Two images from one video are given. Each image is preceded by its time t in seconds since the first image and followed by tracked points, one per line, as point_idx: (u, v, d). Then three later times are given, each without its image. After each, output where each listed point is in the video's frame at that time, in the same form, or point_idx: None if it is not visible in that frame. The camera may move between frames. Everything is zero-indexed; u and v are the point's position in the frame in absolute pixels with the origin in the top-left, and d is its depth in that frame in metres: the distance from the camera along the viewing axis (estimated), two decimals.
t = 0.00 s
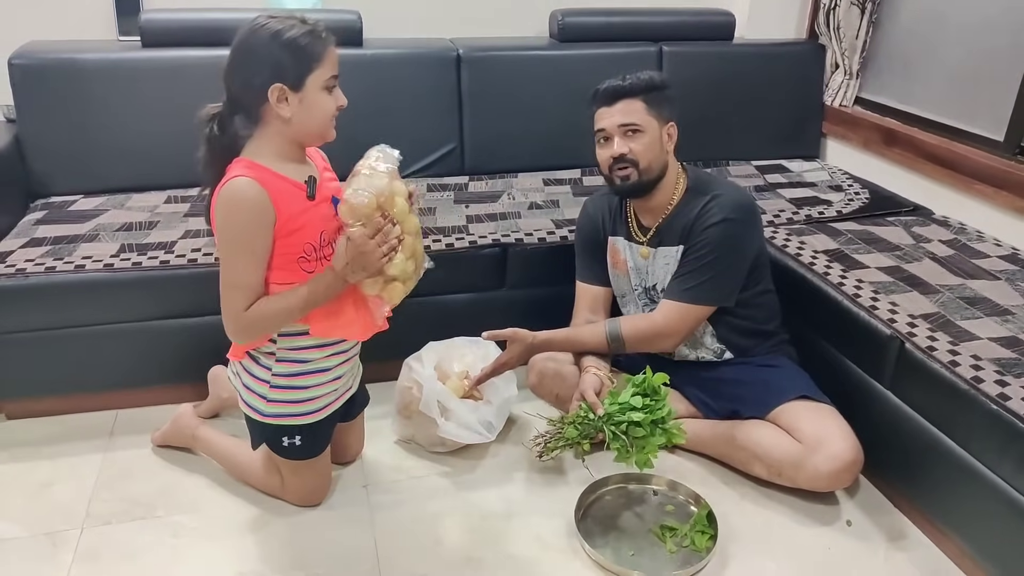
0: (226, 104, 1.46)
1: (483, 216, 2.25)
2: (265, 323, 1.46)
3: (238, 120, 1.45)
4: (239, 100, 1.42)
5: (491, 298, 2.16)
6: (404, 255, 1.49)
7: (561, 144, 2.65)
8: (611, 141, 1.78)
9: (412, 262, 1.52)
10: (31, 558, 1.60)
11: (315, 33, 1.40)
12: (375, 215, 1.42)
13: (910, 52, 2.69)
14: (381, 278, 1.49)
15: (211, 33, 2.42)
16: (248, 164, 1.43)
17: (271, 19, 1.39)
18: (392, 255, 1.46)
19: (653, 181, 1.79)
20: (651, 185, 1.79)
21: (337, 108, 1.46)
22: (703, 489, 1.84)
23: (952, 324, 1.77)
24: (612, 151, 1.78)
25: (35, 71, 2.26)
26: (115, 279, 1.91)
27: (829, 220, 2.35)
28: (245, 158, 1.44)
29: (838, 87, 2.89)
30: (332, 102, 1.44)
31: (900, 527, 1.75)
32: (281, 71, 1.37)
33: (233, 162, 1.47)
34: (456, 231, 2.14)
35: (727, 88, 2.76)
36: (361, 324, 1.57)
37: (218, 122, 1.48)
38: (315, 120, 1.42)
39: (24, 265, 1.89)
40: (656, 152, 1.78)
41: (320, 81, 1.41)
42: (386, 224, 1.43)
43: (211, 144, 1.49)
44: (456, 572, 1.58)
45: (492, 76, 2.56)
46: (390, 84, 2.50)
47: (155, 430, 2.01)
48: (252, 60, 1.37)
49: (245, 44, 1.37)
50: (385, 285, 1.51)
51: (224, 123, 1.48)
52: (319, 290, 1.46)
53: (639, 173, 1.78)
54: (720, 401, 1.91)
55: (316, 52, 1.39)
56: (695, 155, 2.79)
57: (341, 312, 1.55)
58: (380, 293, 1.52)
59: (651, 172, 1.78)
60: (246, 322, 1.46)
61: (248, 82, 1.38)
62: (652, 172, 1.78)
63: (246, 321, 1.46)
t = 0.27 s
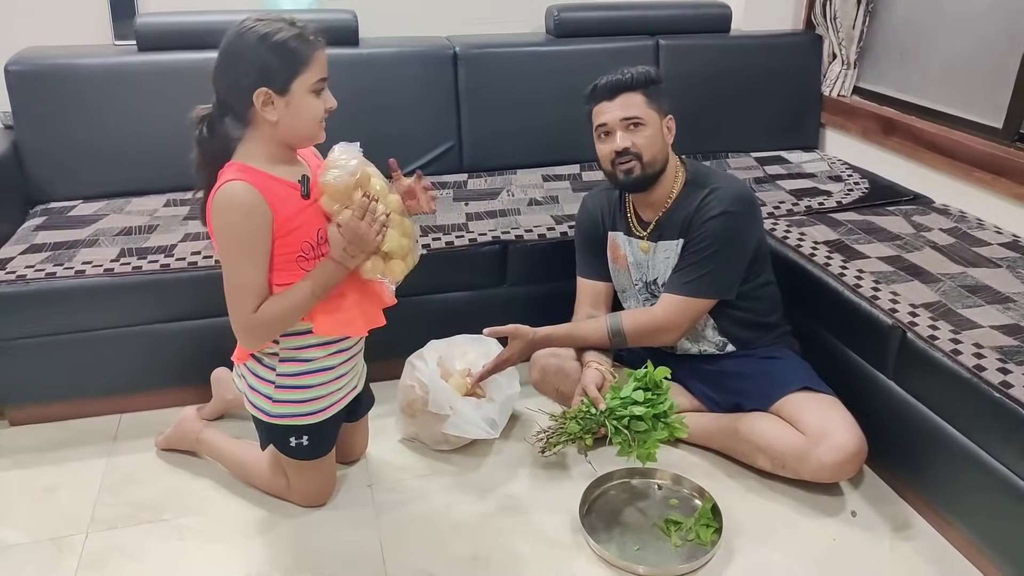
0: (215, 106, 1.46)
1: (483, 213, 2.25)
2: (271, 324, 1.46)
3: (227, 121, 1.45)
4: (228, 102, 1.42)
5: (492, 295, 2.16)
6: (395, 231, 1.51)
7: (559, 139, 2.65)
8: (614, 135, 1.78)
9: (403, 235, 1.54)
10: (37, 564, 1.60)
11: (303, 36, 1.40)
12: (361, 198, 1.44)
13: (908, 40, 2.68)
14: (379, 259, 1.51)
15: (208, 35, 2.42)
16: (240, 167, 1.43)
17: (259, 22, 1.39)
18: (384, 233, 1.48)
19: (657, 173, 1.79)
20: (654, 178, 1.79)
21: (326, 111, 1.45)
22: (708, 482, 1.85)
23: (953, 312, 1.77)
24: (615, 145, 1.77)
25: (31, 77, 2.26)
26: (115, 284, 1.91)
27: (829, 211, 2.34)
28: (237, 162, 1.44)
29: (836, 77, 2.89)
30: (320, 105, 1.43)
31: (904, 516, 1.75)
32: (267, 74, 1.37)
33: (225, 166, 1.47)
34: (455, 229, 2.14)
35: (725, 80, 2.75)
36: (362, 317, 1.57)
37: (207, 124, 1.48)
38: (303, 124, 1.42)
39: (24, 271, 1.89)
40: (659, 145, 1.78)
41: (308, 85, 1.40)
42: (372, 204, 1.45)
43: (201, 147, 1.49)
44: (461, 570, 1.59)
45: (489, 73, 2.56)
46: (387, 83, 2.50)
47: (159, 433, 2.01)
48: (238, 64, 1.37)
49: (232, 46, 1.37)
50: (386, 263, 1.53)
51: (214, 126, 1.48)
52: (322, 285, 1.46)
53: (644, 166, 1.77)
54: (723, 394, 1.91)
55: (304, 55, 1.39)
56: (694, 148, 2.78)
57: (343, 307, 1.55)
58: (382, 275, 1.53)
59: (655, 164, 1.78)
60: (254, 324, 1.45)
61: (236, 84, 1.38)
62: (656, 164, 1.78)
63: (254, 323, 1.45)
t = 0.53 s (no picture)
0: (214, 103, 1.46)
1: (483, 212, 2.25)
2: (270, 322, 1.45)
3: (227, 119, 1.45)
4: (226, 100, 1.42)
5: (493, 294, 2.16)
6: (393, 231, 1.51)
7: (560, 138, 2.64)
8: (619, 133, 1.77)
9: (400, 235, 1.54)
10: (36, 563, 1.60)
11: (302, 35, 1.40)
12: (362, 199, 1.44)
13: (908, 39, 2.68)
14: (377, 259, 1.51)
15: (208, 34, 2.42)
16: (239, 165, 1.43)
17: (259, 21, 1.39)
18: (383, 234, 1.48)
19: (662, 171, 1.79)
20: (659, 175, 1.79)
21: (324, 110, 1.44)
22: (708, 481, 1.85)
23: (953, 311, 1.77)
24: (620, 143, 1.76)
25: (31, 75, 2.26)
26: (115, 283, 1.91)
27: (829, 210, 2.34)
28: (236, 160, 1.44)
29: (836, 76, 2.89)
30: (318, 105, 1.43)
31: (904, 515, 1.75)
32: (265, 74, 1.37)
33: (225, 163, 1.47)
34: (456, 228, 2.14)
35: (726, 79, 2.75)
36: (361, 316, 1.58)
37: (205, 121, 1.47)
38: (300, 124, 1.42)
39: (24, 270, 1.89)
40: (664, 142, 1.78)
41: (305, 85, 1.40)
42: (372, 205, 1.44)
43: (200, 144, 1.49)
44: (460, 570, 1.58)
45: (490, 72, 2.56)
46: (388, 82, 2.49)
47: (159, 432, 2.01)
48: (236, 62, 1.37)
49: (230, 45, 1.37)
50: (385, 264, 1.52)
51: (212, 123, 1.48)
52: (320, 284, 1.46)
53: (649, 163, 1.77)
54: (724, 393, 1.91)
55: (302, 54, 1.38)
56: (695, 147, 2.78)
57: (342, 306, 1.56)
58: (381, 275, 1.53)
59: (660, 161, 1.78)
60: (253, 322, 1.45)
61: (234, 82, 1.38)
62: (661, 161, 1.78)
63: (253, 321, 1.45)
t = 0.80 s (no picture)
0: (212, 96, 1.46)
1: (484, 208, 2.24)
2: (267, 315, 1.46)
3: (224, 113, 1.45)
4: (223, 93, 1.42)
5: (493, 290, 2.16)
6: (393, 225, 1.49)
7: (561, 135, 2.64)
8: (620, 152, 1.72)
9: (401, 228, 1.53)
10: (35, 558, 1.61)
11: (300, 31, 1.39)
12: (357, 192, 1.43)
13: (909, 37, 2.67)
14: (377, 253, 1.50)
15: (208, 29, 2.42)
16: (237, 159, 1.43)
17: (257, 15, 1.38)
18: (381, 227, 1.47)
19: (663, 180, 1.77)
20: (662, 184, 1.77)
21: (320, 106, 1.44)
22: (707, 478, 1.85)
23: (953, 309, 1.77)
24: (623, 163, 1.72)
25: (31, 70, 2.26)
26: (115, 278, 1.91)
27: (830, 208, 2.34)
28: (234, 154, 1.44)
29: (837, 75, 2.87)
30: (314, 101, 1.42)
31: (903, 513, 1.75)
32: (261, 71, 1.36)
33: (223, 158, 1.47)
34: (456, 224, 2.14)
35: (727, 76, 2.75)
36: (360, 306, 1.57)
37: (203, 114, 1.47)
38: (294, 121, 1.41)
39: (24, 265, 1.89)
40: (665, 152, 1.74)
41: (301, 82, 1.39)
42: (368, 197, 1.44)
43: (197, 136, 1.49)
44: (459, 565, 1.59)
45: (491, 68, 2.56)
46: (389, 77, 2.49)
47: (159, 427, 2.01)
48: (233, 57, 1.37)
49: (228, 39, 1.36)
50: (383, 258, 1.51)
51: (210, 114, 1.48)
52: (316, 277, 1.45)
53: (652, 177, 1.74)
54: (724, 389, 1.91)
55: (299, 51, 1.38)
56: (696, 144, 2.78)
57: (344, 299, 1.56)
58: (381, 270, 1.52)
59: (662, 173, 1.75)
60: (251, 315, 1.46)
61: (230, 76, 1.38)
62: (663, 172, 1.75)
63: (251, 315, 1.46)
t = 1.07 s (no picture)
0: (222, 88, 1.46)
1: (484, 206, 2.24)
2: (278, 309, 1.45)
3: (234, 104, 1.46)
4: (232, 87, 1.42)
5: (494, 288, 2.16)
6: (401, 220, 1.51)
7: (560, 133, 2.64)
8: (627, 154, 1.72)
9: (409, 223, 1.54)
10: (35, 556, 1.61)
11: (309, 28, 1.39)
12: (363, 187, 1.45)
13: (908, 36, 2.68)
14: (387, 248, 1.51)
15: (208, 27, 2.41)
16: (251, 153, 1.43)
17: (267, 13, 1.38)
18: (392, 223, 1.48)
19: (670, 180, 1.77)
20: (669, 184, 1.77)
21: (327, 105, 1.44)
22: (707, 476, 1.85)
23: (951, 307, 1.77)
24: (630, 164, 1.72)
25: (30, 67, 2.25)
26: (115, 275, 1.90)
27: (830, 206, 2.35)
28: (247, 149, 1.44)
29: (836, 72, 2.89)
30: (321, 100, 1.42)
31: (902, 510, 1.76)
32: (268, 68, 1.36)
33: (234, 152, 1.47)
34: (456, 222, 2.14)
35: (726, 74, 2.75)
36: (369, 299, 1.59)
37: (213, 105, 1.48)
38: (301, 119, 1.41)
39: (23, 262, 1.89)
40: (672, 152, 1.74)
41: (308, 80, 1.39)
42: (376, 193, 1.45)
43: (208, 126, 1.50)
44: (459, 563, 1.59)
45: (491, 66, 2.56)
46: (389, 75, 2.49)
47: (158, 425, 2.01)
48: (243, 52, 1.37)
49: (238, 36, 1.37)
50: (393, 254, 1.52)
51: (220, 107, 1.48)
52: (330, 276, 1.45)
53: (659, 177, 1.74)
54: (724, 387, 1.92)
55: (306, 50, 1.37)
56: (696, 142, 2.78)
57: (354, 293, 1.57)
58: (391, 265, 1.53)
59: (669, 173, 1.75)
60: (260, 309, 1.45)
61: (239, 70, 1.38)
62: (670, 172, 1.75)
63: (261, 308, 1.45)
